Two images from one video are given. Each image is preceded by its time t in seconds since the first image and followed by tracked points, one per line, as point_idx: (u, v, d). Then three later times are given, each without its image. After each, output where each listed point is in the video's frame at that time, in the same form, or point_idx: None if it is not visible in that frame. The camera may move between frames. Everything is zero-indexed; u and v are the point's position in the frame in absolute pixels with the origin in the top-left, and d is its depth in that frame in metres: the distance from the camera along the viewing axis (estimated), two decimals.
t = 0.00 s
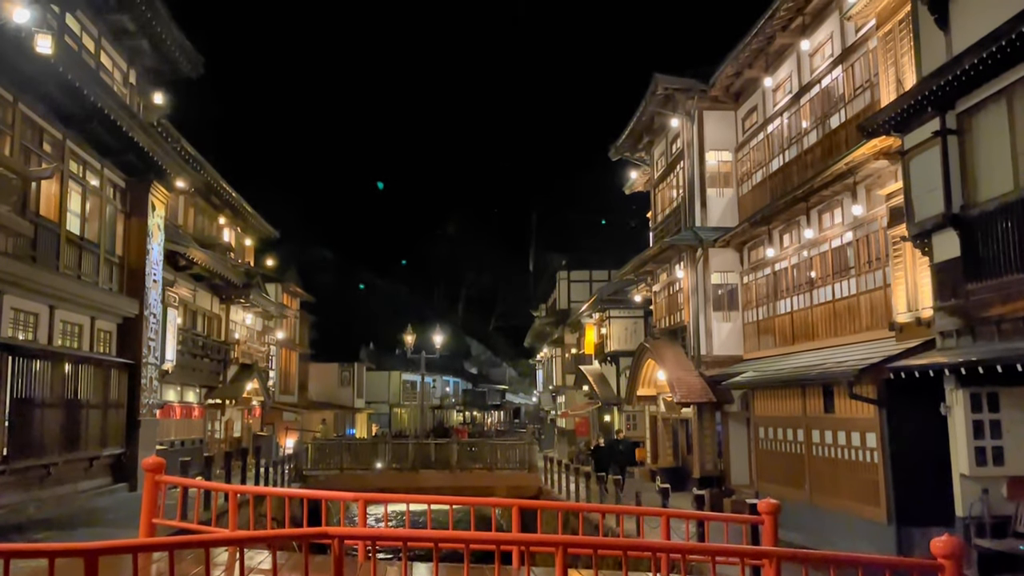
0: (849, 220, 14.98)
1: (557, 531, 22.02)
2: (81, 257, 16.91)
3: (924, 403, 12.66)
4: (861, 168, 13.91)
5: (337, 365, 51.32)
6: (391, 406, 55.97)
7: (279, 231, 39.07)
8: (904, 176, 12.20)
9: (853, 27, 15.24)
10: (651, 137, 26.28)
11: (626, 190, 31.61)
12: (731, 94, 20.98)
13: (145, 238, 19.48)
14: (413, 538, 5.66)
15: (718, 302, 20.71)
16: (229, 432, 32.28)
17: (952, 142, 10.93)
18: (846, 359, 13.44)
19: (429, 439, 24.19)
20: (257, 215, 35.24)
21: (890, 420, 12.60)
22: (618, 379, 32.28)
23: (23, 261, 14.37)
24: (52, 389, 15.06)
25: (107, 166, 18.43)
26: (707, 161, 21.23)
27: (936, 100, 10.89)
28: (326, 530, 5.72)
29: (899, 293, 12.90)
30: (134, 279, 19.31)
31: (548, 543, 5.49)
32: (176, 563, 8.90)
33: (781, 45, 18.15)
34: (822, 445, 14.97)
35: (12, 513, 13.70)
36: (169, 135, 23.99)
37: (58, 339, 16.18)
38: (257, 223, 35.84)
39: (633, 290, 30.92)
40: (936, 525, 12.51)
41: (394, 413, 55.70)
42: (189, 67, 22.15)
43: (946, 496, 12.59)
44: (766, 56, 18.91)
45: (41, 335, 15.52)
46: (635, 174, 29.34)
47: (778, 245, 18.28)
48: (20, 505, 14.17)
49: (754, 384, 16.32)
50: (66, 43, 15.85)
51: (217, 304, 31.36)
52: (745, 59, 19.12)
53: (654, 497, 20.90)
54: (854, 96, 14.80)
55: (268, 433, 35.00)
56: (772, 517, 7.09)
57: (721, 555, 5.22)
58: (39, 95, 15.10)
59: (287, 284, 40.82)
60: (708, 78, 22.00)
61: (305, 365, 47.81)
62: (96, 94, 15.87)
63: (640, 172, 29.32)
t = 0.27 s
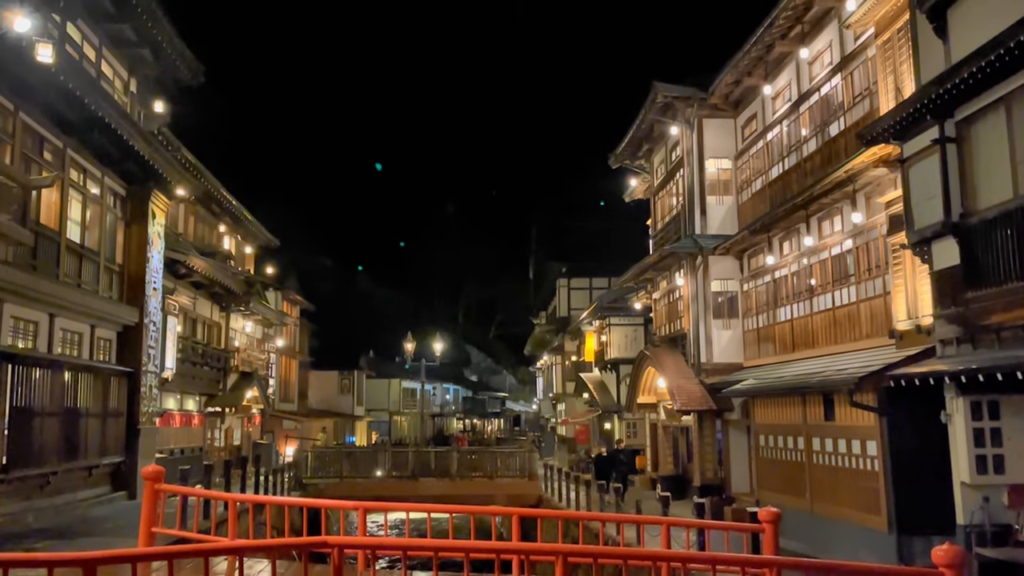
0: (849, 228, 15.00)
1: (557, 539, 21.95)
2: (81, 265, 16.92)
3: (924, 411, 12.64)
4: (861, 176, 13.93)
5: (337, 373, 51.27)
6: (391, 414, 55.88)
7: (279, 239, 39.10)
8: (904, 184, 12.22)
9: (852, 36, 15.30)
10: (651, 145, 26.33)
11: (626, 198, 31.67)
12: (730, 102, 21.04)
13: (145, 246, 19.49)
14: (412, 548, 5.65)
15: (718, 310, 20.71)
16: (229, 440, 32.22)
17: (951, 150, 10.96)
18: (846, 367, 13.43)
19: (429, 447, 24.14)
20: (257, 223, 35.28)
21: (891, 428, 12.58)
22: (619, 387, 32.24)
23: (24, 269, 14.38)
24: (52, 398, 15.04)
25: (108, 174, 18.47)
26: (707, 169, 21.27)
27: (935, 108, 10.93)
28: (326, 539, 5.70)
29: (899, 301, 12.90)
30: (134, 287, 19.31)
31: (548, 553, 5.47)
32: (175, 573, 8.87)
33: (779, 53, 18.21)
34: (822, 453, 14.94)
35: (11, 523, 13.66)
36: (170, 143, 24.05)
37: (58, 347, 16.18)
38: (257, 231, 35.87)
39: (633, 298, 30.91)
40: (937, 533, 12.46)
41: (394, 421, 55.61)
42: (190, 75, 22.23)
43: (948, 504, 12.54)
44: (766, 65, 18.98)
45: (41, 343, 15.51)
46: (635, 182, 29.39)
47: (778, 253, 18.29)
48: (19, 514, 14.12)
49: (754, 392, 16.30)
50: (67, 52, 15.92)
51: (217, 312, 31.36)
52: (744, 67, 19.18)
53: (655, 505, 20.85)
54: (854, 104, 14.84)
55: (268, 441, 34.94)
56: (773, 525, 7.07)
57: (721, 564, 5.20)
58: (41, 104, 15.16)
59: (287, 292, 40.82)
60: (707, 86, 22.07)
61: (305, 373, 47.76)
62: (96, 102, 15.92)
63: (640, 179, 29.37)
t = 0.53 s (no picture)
0: (849, 233, 15.01)
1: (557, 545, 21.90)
2: (81, 270, 16.92)
3: (925, 416, 12.63)
4: (860, 181, 13.95)
5: (337, 378, 51.23)
6: (391, 420, 55.82)
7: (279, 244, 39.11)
8: (903, 189, 12.24)
9: (851, 41, 15.34)
10: (650, 151, 26.37)
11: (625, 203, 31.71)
12: (730, 107, 21.08)
13: (145, 252, 19.50)
14: (412, 553, 5.64)
15: (718, 315, 20.70)
16: (229, 446, 32.19)
17: (950, 155, 10.97)
18: (846, 372, 13.42)
19: (429, 453, 24.09)
20: (258, 229, 35.31)
21: (891, 433, 12.56)
22: (619, 392, 32.21)
23: (23, 275, 14.39)
24: (51, 403, 15.03)
25: (108, 180, 18.49)
26: (706, 174, 21.30)
27: (934, 113, 10.94)
28: (326, 545, 5.69)
29: (899, 307, 12.90)
30: (134, 293, 19.31)
31: (548, 558, 5.46)
32: None
33: (779, 58, 18.24)
34: (823, 459, 14.92)
35: (10, 528, 13.63)
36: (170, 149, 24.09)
37: (58, 352, 16.17)
38: (257, 236, 35.88)
39: (633, 303, 30.91)
40: (938, 539, 12.43)
41: (394, 426, 55.55)
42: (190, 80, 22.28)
43: (948, 510, 12.51)
44: (765, 70, 19.01)
45: (41, 349, 15.51)
46: (635, 187, 29.43)
47: (778, 258, 18.30)
48: (18, 520, 14.09)
49: (754, 397, 16.28)
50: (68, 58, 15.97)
51: (217, 318, 31.36)
52: (744, 72, 19.22)
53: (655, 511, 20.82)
54: (853, 109, 14.87)
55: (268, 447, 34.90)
56: (773, 531, 7.04)
57: (722, 570, 5.18)
58: (41, 110, 15.20)
59: (287, 297, 40.81)
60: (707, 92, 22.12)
61: (305, 378, 47.72)
62: (97, 108, 15.95)
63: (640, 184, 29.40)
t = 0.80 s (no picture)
0: (849, 237, 15.03)
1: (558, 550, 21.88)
2: (81, 274, 16.93)
3: (924, 420, 12.63)
4: (860, 186, 13.96)
5: (337, 383, 51.20)
6: (390, 424, 55.78)
7: (278, 248, 39.11)
8: (903, 194, 12.25)
9: (850, 46, 15.38)
10: (650, 155, 26.40)
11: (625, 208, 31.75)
12: (729, 111, 21.11)
13: (145, 256, 19.51)
14: (412, 557, 5.63)
15: (718, 319, 20.70)
16: (228, 450, 32.16)
17: (950, 160, 10.99)
18: (846, 377, 13.42)
19: (429, 458, 24.06)
20: (257, 233, 35.32)
21: (891, 437, 12.54)
22: (619, 396, 32.19)
23: (24, 279, 14.40)
24: (51, 408, 15.01)
25: (108, 184, 18.51)
26: (706, 179, 21.31)
27: (934, 117, 10.96)
28: (325, 549, 5.68)
29: (899, 311, 12.90)
30: (134, 297, 19.32)
31: (548, 563, 5.46)
32: None
33: (778, 63, 18.28)
34: (823, 463, 14.90)
35: (10, 533, 13.61)
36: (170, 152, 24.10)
37: (58, 357, 16.15)
38: (257, 241, 35.89)
39: (633, 307, 30.91)
40: (938, 543, 12.42)
41: (394, 430, 55.51)
42: (190, 85, 22.31)
43: (948, 514, 12.49)
44: (764, 74, 19.04)
45: (41, 353, 15.49)
46: (635, 192, 29.46)
47: (778, 262, 18.31)
48: (18, 525, 14.06)
49: (754, 402, 16.27)
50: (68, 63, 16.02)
51: (217, 322, 31.36)
52: (743, 77, 19.26)
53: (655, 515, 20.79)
54: (853, 114, 14.89)
55: (268, 451, 34.88)
56: (774, 535, 7.04)
57: None
58: (42, 114, 15.23)
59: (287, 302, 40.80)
60: (706, 96, 22.16)
61: (304, 383, 47.68)
62: (97, 112, 15.98)
63: (639, 189, 29.42)
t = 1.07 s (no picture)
0: (848, 240, 15.03)
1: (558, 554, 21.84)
2: (81, 278, 16.93)
3: (925, 423, 12.62)
4: (859, 189, 13.98)
5: (337, 386, 51.16)
6: (390, 428, 55.70)
7: (278, 251, 39.13)
8: (902, 197, 12.26)
9: (850, 49, 15.40)
10: (650, 158, 26.44)
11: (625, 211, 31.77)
12: (729, 115, 21.15)
13: (145, 259, 19.51)
14: (412, 561, 5.62)
15: (718, 323, 20.69)
16: (228, 454, 32.12)
17: (949, 163, 11.01)
18: (846, 380, 13.41)
19: (428, 461, 24.03)
20: (258, 236, 35.34)
21: (892, 441, 12.53)
22: (619, 400, 32.16)
23: (24, 283, 14.41)
24: (50, 411, 15.00)
25: (108, 187, 18.52)
26: (706, 182, 21.34)
27: (933, 121, 10.98)
28: (324, 553, 5.66)
29: (899, 314, 12.90)
30: (134, 301, 19.32)
31: (548, 566, 5.45)
32: None
33: (778, 67, 18.31)
34: (823, 466, 14.88)
35: (9, 537, 13.58)
36: (170, 156, 24.12)
37: (58, 360, 16.14)
38: (257, 244, 35.91)
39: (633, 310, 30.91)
40: (939, 547, 12.39)
41: (394, 434, 55.43)
42: (190, 88, 22.34)
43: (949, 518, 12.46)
44: (764, 78, 19.08)
45: (41, 356, 15.48)
46: (634, 195, 29.48)
47: (778, 265, 18.32)
48: (17, 529, 14.03)
49: (754, 405, 16.26)
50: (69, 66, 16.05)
51: (217, 325, 31.35)
52: (743, 80, 19.29)
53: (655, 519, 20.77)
54: (852, 117, 14.91)
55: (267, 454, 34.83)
56: (774, 539, 7.01)
57: None
58: (42, 117, 15.25)
59: (287, 305, 40.79)
60: (706, 100, 22.19)
61: (304, 386, 47.62)
62: (97, 115, 15.99)
63: (639, 192, 29.45)
